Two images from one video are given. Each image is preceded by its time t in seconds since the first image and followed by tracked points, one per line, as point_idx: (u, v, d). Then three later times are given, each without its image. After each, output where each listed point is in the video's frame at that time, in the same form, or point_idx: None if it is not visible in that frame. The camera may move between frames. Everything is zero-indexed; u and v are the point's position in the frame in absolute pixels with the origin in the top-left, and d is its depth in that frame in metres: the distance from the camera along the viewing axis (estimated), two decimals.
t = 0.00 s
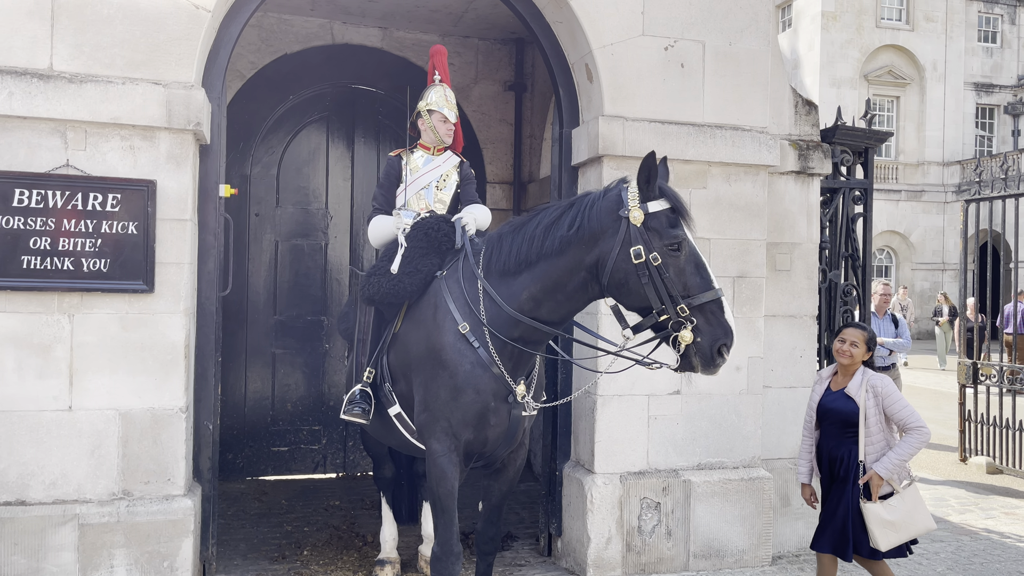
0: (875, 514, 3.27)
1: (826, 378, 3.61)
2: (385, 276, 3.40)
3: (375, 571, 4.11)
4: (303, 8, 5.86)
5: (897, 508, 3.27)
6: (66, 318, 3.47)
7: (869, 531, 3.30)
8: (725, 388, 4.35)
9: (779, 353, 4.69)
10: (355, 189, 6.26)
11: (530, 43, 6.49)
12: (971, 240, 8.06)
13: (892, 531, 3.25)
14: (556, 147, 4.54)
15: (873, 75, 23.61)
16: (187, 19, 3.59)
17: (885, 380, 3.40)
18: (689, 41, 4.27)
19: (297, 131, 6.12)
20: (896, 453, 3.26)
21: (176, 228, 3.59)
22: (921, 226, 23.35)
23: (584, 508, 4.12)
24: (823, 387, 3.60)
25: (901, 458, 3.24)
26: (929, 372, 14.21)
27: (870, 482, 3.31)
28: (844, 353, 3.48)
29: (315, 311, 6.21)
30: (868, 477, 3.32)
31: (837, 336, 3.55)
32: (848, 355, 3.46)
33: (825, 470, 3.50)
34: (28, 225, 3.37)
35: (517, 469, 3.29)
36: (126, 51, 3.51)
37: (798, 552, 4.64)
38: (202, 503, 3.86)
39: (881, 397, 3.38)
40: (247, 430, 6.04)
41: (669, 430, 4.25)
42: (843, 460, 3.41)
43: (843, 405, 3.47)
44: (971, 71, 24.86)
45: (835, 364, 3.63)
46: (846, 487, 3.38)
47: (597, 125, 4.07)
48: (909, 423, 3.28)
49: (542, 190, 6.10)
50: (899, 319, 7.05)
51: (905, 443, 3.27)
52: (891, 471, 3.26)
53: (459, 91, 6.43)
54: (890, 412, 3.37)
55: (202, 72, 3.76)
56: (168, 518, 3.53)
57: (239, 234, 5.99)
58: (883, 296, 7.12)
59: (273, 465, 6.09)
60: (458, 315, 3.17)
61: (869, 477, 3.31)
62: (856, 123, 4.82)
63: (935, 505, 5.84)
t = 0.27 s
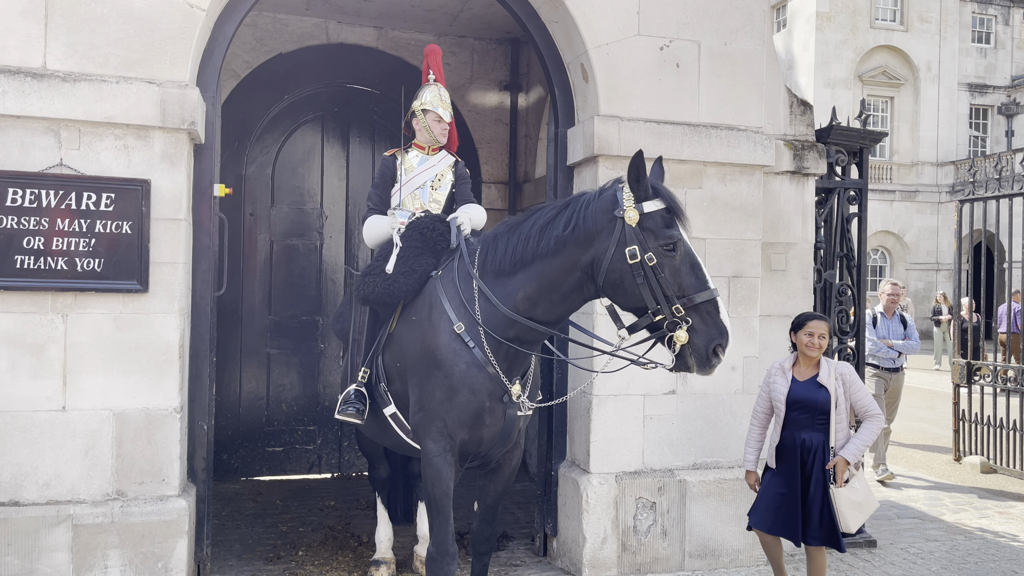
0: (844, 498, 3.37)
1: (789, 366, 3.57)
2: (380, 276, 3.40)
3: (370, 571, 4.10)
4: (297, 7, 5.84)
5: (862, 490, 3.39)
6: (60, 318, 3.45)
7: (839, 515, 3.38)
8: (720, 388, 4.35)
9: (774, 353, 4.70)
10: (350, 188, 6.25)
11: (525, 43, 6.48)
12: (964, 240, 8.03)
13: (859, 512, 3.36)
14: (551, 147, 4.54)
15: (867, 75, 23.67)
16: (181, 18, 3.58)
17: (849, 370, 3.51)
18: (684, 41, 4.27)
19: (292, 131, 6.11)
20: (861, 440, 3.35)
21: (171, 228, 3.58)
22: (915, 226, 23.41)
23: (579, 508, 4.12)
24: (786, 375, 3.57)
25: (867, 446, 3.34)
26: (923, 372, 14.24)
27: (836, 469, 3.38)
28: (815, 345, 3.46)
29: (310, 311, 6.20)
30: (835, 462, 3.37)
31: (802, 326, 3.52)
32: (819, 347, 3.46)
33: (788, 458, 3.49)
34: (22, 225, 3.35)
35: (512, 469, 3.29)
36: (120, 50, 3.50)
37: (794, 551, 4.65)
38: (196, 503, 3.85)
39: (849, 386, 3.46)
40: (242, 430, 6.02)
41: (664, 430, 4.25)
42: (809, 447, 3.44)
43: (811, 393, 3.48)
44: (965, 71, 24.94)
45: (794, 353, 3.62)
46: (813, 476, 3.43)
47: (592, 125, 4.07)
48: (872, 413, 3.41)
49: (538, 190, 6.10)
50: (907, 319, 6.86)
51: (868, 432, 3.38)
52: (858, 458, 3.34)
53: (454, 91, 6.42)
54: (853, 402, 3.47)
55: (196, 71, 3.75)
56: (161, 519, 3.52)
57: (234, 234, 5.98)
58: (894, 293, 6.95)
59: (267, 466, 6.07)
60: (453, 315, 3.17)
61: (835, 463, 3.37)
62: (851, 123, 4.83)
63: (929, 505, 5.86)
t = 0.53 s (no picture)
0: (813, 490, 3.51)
1: (746, 367, 3.61)
2: (376, 275, 3.39)
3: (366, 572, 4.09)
4: (294, 6, 5.83)
5: (827, 482, 3.52)
6: (54, 318, 3.43)
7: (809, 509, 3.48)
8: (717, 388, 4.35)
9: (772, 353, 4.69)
10: (346, 188, 6.24)
11: (522, 42, 6.48)
12: (961, 239, 8.04)
13: (827, 504, 3.49)
14: (548, 146, 4.53)
15: (864, 75, 23.71)
16: (176, 16, 3.56)
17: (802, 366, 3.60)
18: (681, 41, 4.27)
19: (288, 130, 6.10)
20: (819, 433, 3.48)
21: (166, 227, 3.57)
22: (911, 226, 23.45)
23: (576, 509, 4.11)
24: (744, 376, 3.60)
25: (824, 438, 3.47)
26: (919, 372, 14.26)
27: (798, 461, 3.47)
28: (771, 345, 3.51)
29: (306, 310, 6.18)
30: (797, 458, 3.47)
31: (756, 327, 3.55)
32: (774, 347, 3.52)
33: (752, 458, 3.52)
34: (16, 224, 3.33)
35: (509, 469, 3.28)
36: (115, 49, 3.48)
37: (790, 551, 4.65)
38: (192, 504, 3.84)
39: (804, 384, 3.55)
40: (238, 431, 6.01)
41: (661, 430, 4.24)
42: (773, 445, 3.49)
43: (771, 392, 3.53)
44: (961, 72, 25.00)
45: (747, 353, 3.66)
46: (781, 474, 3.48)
47: (589, 124, 4.06)
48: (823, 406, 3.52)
49: (534, 190, 6.10)
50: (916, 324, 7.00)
51: (822, 423, 3.51)
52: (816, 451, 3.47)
53: (450, 90, 6.41)
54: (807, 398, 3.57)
55: (191, 70, 3.73)
56: (157, 519, 3.50)
57: (230, 233, 5.96)
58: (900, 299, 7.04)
59: (263, 466, 6.06)
60: (450, 314, 3.16)
61: (799, 456, 3.46)
62: (848, 123, 4.83)
63: (926, 505, 5.86)
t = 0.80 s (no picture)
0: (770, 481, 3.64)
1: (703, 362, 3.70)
2: (374, 275, 3.37)
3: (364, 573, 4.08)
4: (291, 5, 5.81)
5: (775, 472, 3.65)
6: (50, 318, 3.41)
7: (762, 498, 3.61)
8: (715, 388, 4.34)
9: (770, 353, 4.68)
10: (344, 188, 6.23)
11: (520, 42, 6.47)
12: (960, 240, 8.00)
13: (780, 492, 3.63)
14: (547, 146, 4.52)
15: (861, 76, 23.74)
16: (173, 15, 3.55)
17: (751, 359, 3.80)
18: (680, 41, 4.26)
19: (285, 130, 6.09)
20: (773, 424, 3.69)
21: (163, 228, 3.55)
22: (908, 226, 23.47)
23: (574, 509, 4.10)
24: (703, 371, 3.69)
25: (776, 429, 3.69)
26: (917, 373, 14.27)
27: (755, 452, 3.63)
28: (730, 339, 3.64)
29: (304, 311, 6.17)
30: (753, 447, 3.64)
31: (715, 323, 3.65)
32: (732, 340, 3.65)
33: (708, 451, 3.62)
34: (12, 224, 3.31)
35: (507, 470, 3.27)
36: (112, 48, 3.47)
37: (789, 552, 4.64)
38: (189, 505, 3.82)
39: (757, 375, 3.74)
40: (235, 431, 5.99)
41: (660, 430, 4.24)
42: (729, 438, 3.60)
43: (728, 385, 3.66)
44: (958, 72, 25.04)
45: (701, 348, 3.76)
46: (738, 464, 3.60)
47: (588, 125, 4.05)
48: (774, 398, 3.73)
49: (532, 190, 6.09)
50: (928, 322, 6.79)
51: (773, 415, 3.72)
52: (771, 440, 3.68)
53: (448, 90, 6.40)
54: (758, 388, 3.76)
55: (188, 70, 3.71)
56: (153, 521, 3.48)
57: (227, 233, 5.94)
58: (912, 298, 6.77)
59: (261, 467, 6.04)
60: (448, 315, 3.15)
61: (758, 448, 3.62)
62: (847, 123, 4.83)
63: (924, 505, 5.86)
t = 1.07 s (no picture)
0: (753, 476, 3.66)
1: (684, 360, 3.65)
2: (373, 274, 3.36)
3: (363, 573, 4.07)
4: (289, 4, 5.79)
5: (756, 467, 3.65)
6: (47, 317, 3.40)
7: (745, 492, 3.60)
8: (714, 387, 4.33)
9: (770, 353, 4.68)
10: (342, 187, 6.21)
11: (519, 40, 6.45)
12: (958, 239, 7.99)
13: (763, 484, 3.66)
14: (546, 145, 4.51)
15: (859, 76, 23.76)
16: (171, 13, 3.53)
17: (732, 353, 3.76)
18: (679, 39, 4.25)
19: (283, 129, 6.07)
20: (755, 418, 3.73)
21: (161, 226, 3.53)
22: (906, 226, 23.49)
23: (574, 509, 4.09)
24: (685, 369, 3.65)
25: (757, 422, 3.74)
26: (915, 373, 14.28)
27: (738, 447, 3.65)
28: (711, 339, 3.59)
29: (302, 310, 6.15)
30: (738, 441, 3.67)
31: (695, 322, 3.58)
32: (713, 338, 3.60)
33: (694, 448, 3.60)
34: (8, 222, 3.30)
35: (506, 470, 3.26)
36: (109, 45, 3.45)
37: (788, 551, 4.63)
38: (187, 504, 3.80)
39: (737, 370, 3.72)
40: (233, 431, 5.97)
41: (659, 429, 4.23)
42: (713, 435, 3.58)
43: (710, 382, 3.64)
44: (956, 72, 25.07)
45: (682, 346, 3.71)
46: (721, 465, 3.54)
47: (587, 123, 4.04)
48: (756, 390, 3.74)
49: (531, 189, 6.08)
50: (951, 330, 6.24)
51: (756, 407, 3.74)
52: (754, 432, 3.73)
53: (447, 89, 6.39)
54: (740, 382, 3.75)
55: (186, 67, 3.70)
56: (151, 521, 3.47)
57: (225, 232, 5.92)
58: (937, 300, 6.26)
59: (259, 466, 6.02)
60: (447, 313, 3.14)
61: (742, 443, 3.62)
62: (846, 121, 4.82)
63: (923, 504, 5.85)
